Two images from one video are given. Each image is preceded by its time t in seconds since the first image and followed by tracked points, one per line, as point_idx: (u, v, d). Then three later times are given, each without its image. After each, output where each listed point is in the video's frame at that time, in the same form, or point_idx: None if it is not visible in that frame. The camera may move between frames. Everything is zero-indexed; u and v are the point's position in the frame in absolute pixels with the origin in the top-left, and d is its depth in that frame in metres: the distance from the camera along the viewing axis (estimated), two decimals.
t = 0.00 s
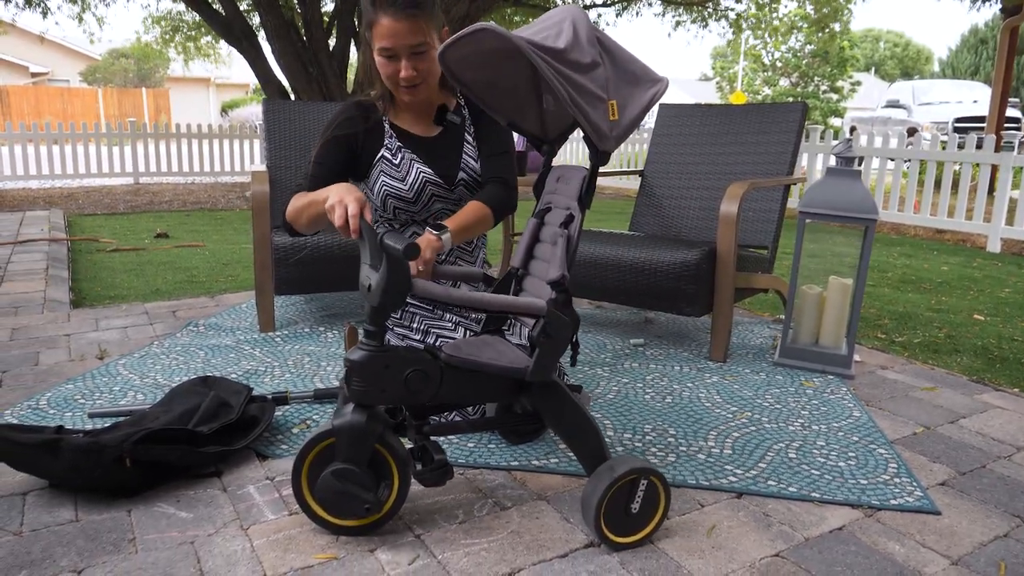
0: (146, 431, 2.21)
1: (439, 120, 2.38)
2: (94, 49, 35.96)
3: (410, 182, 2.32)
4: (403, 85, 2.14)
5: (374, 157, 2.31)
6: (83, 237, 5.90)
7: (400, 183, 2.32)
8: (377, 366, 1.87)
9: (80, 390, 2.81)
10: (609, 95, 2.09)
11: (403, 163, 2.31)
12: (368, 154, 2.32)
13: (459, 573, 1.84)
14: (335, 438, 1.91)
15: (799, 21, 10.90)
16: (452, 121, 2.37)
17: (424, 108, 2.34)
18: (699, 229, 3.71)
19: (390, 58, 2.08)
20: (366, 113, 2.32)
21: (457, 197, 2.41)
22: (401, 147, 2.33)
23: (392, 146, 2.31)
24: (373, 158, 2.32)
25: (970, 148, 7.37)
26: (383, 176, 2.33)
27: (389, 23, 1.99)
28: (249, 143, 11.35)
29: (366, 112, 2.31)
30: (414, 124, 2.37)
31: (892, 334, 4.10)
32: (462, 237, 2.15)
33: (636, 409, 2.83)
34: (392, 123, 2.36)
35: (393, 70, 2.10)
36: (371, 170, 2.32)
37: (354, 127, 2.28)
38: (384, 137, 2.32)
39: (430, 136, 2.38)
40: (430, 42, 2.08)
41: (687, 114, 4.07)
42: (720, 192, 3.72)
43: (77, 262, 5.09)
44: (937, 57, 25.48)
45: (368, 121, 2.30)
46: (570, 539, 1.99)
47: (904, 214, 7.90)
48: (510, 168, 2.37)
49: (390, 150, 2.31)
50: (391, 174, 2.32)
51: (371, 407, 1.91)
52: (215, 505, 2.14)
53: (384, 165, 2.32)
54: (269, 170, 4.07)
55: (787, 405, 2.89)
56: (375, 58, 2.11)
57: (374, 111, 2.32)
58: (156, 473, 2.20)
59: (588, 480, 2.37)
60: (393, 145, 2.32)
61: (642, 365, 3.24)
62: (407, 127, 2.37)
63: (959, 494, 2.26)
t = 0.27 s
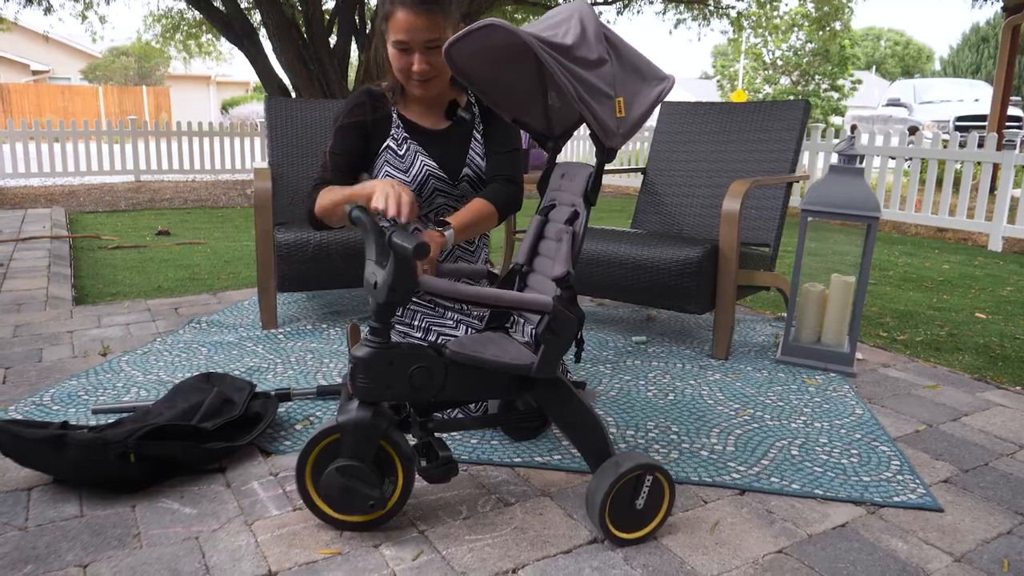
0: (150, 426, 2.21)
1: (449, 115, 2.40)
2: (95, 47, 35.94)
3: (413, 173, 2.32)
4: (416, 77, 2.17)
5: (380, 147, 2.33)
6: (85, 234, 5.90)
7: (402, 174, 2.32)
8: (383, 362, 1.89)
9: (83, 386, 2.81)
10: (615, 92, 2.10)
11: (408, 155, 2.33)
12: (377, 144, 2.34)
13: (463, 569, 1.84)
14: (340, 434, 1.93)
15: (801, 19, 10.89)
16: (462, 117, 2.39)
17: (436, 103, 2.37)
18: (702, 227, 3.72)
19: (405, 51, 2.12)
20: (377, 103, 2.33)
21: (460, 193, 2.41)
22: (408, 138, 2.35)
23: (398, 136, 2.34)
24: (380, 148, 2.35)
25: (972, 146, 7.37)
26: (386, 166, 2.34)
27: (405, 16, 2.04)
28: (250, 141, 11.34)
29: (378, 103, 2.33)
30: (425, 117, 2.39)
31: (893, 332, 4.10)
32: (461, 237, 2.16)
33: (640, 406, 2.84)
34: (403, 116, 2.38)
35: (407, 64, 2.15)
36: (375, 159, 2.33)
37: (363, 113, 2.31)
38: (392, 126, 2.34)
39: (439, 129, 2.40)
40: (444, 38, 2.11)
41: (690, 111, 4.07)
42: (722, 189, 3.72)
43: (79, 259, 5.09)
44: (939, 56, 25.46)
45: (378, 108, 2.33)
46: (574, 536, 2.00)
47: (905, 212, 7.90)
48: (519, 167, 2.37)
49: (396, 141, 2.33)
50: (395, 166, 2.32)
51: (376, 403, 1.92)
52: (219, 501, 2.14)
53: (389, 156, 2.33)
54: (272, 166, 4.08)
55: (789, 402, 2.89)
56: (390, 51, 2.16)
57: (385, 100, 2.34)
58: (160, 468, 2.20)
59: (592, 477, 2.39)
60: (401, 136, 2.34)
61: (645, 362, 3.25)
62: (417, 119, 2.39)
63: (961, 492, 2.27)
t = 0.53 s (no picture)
0: (154, 422, 2.21)
1: (467, 115, 2.42)
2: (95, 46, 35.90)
3: (432, 169, 2.35)
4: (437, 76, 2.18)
5: (399, 140, 2.34)
6: (86, 232, 5.90)
7: (421, 170, 2.35)
8: (388, 356, 1.90)
9: (86, 383, 2.81)
10: (622, 86, 2.10)
11: (427, 151, 2.35)
12: (396, 134, 2.35)
13: (468, 564, 1.84)
14: (345, 430, 1.94)
15: (801, 17, 10.88)
16: (479, 115, 2.41)
17: (454, 102, 2.38)
18: (705, 223, 3.72)
19: (428, 53, 2.15)
20: (396, 94, 2.35)
21: (475, 190, 2.44)
22: (427, 133, 2.36)
23: (417, 131, 2.35)
24: (399, 141, 2.36)
25: (972, 143, 7.36)
26: (404, 161, 2.35)
27: (428, 18, 2.07)
28: (250, 139, 11.33)
29: (397, 93, 2.35)
30: (441, 114, 2.40)
31: (895, 329, 4.10)
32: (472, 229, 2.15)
33: (644, 402, 2.84)
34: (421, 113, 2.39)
35: (428, 64, 2.17)
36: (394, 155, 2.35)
37: (382, 103, 2.32)
38: (411, 120, 2.36)
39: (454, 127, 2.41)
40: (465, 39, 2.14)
41: (692, 107, 4.06)
42: (725, 186, 3.72)
43: (80, 256, 5.09)
44: (939, 53, 25.45)
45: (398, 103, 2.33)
46: (579, 530, 2.00)
47: (905, 210, 7.90)
48: (530, 166, 2.40)
49: (416, 135, 2.34)
50: (414, 161, 2.34)
51: (381, 397, 1.93)
52: (223, 497, 2.14)
53: (407, 150, 2.35)
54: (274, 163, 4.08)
55: (793, 398, 2.89)
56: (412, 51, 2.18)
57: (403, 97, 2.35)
58: (163, 464, 2.20)
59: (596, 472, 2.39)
60: (419, 130, 2.35)
61: (648, 358, 3.24)
62: (434, 116, 2.40)
63: (965, 486, 2.27)
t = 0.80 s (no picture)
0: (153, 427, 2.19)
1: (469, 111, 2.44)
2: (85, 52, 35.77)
3: (433, 164, 2.34)
4: (443, 75, 2.22)
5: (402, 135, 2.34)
6: (79, 237, 5.85)
7: (423, 165, 2.34)
8: (387, 359, 1.91)
9: (82, 388, 2.78)
10: (620, 84, 2.10)
11: (429, 146, 2.34)
12: (398, 128, 2.34)
13: (473, 568, 1.82)
14: (343, 434, 1.93)
15: (793, 19, 10.93)
16: (481, 112, 2.44)
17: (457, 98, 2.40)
18: (702, 223, 3.71)
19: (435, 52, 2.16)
20: (398, 89, 2.34)
21: (476, 187, 2.45)
22: (429, 128, 2.36)
23: (420, 126, 2.35)
24: (401, 135, 2.35)
25: (965, 143, 7.40)
26: (406, 156, 2.34)
27: (438, 17, 2.09)
28: (243, 143, 11.29)
29: (400, 88, 2.34)
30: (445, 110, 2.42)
31: (893, 327, 4.10)
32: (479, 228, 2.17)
33: (644, 403, 2.83)
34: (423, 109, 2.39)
35: (436, 63, 2.18)
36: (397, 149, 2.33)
37: (384, 97, 2.31)
38: (413, 114, 2.35)
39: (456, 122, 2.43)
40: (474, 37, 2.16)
41: (687, 108, 4.06)
42: (723, 185, 3.72)
43: (75, 262, 5.05)
44: (930, 54, 25.59)
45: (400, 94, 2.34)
46: (583, 532, 1.98)
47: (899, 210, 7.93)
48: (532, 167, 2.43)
49: (418, 130, 2.34)
50: (417, 156, 2.33)
51: (380, 401, 1.93)
52: (223, 502, 2.12)
53: (410, 144, 2.34)
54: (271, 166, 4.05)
55: (794, 397, 2.89)
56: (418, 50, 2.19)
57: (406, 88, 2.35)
58: (163, 469, 2.18)
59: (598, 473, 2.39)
60: (422, 125, 2.35)
61: (648, 359, 3.24)
62: (438, 112, 2.40)
63: (968, 483, 2.26)
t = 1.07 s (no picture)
0: (162, 428, 2.17)
1: (475, 110, 2.43)
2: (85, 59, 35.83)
3: (439, 162, 2.34)
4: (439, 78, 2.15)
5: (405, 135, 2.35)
6: (81, 243, 5.81)
7: (429, 164, 2.34)
8: (396, 359, 1.93)
9: (86, 391, 2.76)
10: (629, 82, 2.08)
11: (432, 145, 2.34)
12: (399, 130, 2.36)
13: (486, 569, 1.80)
14: (352, 435, 1.93)
15: (792, 21, 10.94)
16: (491, 111, 2.44)
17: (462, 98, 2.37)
18: (706, 224, 3.70)
19: (430, 60, 2.10)
20: (397, 96, 2.38)
21: (484, 181, 2.42)
22: (431, 127, 2.37)
23: (422, 126, 2.36)
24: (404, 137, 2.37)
25: (967, 144, 7.39)
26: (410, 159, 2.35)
27: (430, 28, 2.02)
28: (242, 147, 11.28)
29: (397, 93, 2.38)
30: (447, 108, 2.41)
31: (898, 328, 4.08)
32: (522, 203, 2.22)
33: (652, 403, 2.82)
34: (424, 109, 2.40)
35: (431, 72, 2.13)
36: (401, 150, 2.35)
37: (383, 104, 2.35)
38: (414, 116, 2.37)
39: (460, 117, 2.42)
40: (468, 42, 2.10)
41: (689, 110, 4.06)
42: (729, 185, 3.69)
43: (76, 266, 5.04)
44: (926, 57, 25.71)
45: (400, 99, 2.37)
46: (596, 533, 1.97)
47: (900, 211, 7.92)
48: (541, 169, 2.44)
49: (420, 130, 2.35)
50: (420, 156, 2.34)
51: (388, 400, 1.95)
52: (231, 504, 2.10)
53: (412, 146, 2.35)
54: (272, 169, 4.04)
55: (803, 397, 2.87)
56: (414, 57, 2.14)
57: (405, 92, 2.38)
58: (172, 472, 2.16)
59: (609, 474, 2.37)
60: (423, 125, 2.36)
61: (654, 360, 3.22)
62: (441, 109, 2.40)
63: (981, 484, 2.25)
